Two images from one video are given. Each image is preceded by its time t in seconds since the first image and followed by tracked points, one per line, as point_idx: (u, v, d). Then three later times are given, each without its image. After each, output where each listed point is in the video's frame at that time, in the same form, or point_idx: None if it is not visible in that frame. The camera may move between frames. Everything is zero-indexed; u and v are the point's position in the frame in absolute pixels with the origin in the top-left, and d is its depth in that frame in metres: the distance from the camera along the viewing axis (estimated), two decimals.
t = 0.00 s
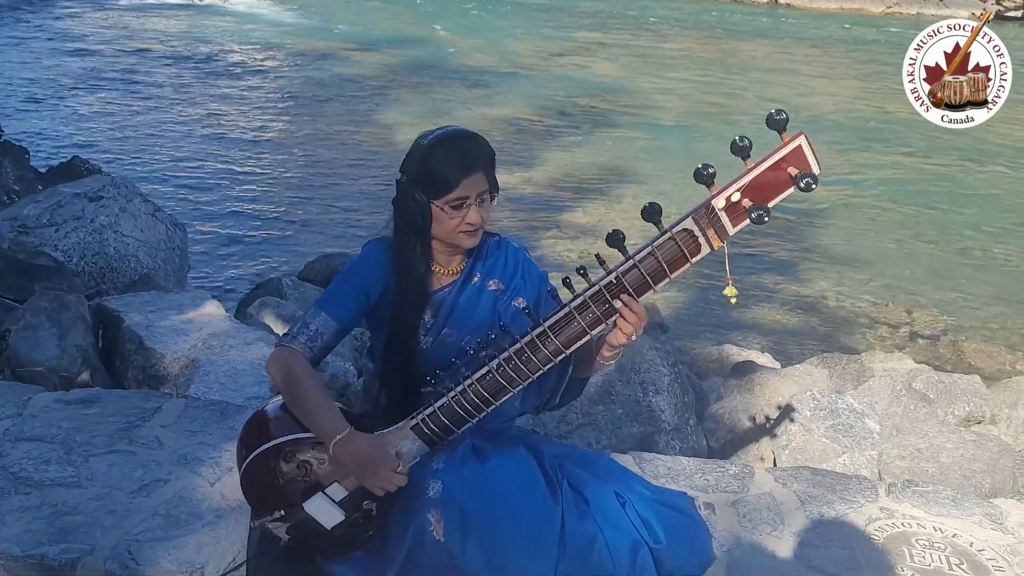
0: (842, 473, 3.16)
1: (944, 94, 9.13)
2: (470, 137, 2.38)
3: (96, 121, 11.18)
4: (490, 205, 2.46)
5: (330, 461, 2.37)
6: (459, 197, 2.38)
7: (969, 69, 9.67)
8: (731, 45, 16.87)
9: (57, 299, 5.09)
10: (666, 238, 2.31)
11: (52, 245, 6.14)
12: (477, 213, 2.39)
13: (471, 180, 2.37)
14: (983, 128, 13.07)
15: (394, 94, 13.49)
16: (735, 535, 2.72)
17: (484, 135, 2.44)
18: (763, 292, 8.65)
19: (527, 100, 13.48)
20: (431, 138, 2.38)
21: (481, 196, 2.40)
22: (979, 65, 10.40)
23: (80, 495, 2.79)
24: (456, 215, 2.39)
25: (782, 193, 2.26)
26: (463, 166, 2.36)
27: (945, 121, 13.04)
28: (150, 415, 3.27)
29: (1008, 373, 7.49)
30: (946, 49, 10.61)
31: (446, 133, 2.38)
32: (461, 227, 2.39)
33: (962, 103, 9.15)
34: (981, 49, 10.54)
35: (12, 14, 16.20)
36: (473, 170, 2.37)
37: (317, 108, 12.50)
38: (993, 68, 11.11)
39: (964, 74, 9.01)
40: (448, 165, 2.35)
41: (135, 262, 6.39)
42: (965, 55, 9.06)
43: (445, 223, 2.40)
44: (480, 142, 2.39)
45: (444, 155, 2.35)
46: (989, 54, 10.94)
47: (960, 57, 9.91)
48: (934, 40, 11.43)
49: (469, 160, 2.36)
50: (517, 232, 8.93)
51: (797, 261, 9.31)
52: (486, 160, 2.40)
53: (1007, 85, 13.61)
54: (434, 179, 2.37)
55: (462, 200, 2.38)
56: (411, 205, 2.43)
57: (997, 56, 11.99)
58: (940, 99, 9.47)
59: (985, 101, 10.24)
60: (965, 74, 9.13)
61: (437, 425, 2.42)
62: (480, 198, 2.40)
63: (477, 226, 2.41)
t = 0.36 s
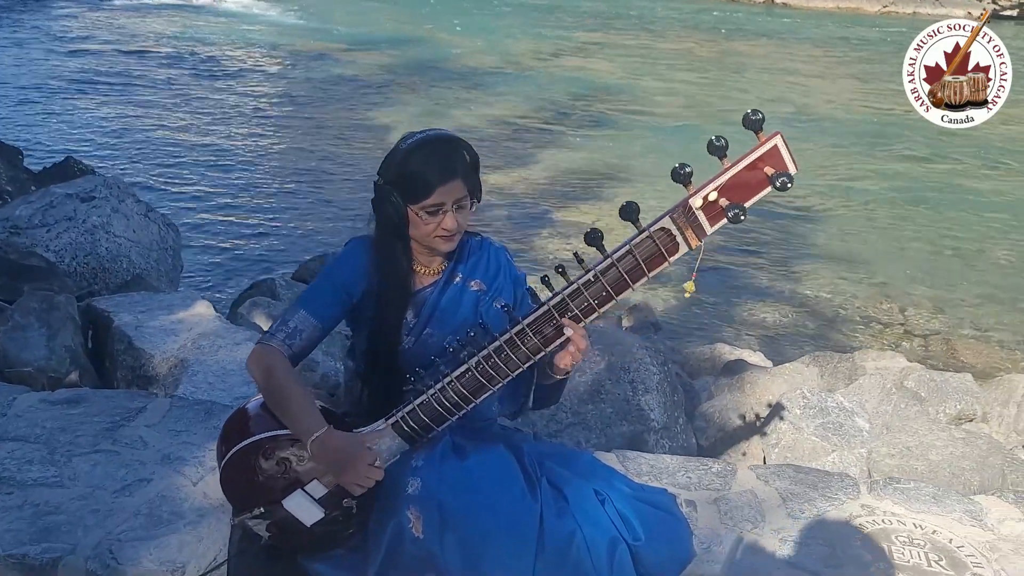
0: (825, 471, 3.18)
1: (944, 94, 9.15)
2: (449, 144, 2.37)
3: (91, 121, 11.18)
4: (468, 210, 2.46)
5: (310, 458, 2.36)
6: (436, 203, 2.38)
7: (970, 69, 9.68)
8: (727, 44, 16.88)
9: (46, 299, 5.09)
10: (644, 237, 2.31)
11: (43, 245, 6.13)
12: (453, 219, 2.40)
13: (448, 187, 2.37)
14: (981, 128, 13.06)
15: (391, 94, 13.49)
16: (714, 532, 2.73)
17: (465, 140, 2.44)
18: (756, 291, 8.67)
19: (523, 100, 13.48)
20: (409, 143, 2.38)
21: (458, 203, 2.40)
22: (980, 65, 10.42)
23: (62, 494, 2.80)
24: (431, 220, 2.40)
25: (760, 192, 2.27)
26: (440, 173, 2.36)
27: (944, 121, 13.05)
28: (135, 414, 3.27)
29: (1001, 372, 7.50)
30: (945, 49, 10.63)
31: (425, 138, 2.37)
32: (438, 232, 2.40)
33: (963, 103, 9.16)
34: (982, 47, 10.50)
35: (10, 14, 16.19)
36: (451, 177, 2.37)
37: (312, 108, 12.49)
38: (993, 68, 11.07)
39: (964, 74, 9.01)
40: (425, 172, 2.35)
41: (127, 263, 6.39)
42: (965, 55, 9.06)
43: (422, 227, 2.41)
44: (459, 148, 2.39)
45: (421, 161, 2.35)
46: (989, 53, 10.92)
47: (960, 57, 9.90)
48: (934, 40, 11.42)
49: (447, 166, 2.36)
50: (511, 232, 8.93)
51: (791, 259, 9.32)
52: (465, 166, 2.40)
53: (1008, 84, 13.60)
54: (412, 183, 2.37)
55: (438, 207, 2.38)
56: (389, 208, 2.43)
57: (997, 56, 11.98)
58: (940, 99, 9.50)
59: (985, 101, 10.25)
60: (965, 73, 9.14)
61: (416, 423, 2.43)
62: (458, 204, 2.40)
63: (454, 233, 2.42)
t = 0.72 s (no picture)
0: (805, 468, 3.20)
1: (944, 94, 9.18)
2: (423, 155, 2.36)
3: (87, 122, 11.20)
4: (442, 217, 2.46)
5: (284, 456, 2.38)
6: (406, 214, 2.38)
7: (971, 69, 9.68)
8: (724, 43, 16.89)
9: (34, 300, 5.10)
10: (616, 233, 2.33)
11: (35, 246, 6.14)
12: (424, 230, 2.41)
13: (420, 199, 2.37)
14: (980, 126, 13.06)
15: (387, 94, 13.49)
16: (690, 529, 2.75)
17: (442, 148, 2.42)
18: (749, 289, 8.68)
19: (519, 100, 13.49)
20: (384, 151, 2.37)
21: (429, 214, 2.40)
22: (982, 65, 10.43)
23: (42, 493, 2.81)
24: (402, 229, 2.41)
25: (730, 189, 2.28)
26: (412, 184, 2.35)
27: (946, 121, 13.06)
28: (117, 413, 3.29)
29: (996, 370, 7.49)
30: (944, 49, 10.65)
31: (399, 147, 2.36)
32: (409, 241, 2.41)
33: (962, 102, 9.14)
34: (982, 47, 10.38)
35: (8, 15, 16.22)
36: (423, 188, 2.36)
37: (308, 109, 12.50)
38: (993, 67, 11.03)
39: (964, 74, 9.01)
40: (396, 182, 2.35)
41: (119, 263, 6.40)
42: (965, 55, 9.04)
43: (394, 234, 2.42)
44: (433, 159, 2.37)
45: (393, 171, 2.35)
46: (988, 54, 10.87)
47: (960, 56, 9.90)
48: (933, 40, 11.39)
49: (419, 177, 2.35)
50: (505, 232, 8.94)
51: (785, 258, 9.33)
52: (439, 177, 2.39)
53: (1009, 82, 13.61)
54: (383, 192, 2.37)
55: (409, 217, 2.39)
56: (362, 211, 2.45)
57: (996, 56, 11.93)
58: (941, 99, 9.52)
59: (984, 102, 10.26)
60: (964, 73, 9.14)
61: (390, 420, 2.44)
62: (429, 215, 2.40)
63: (425, 242, 2.43)
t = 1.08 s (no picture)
0: (791, 463, 3.23)
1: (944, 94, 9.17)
2: (402, 152, 2.38)
3: (87, 123, 11.20)
4: (422, 214, 2.48)
5: (267, 452, 2.39)
6: (386, 211, 2.41)
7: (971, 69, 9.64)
8: (725, 41, 16.87)
9: (29, 299, 5.07)
10: (596, 230, 2.35)
11: (33, 246, 6.15)
12: (404, 227, 2.43)
13: (400, 197, 2.40)
14: (980, 124, 13.04)
15: (388, 94, 13.50)
16: (675, 524, 2.81)
17: (421, 146, 2.44)
18: (748, 287, 8.68)
19: (519, 100, 13.50)
20: (363, 149, 2.40)
21: (408, 212, 2.43)
22: (982, 65, 10.38)
23: (30, 489, 2.84)
24: (383, 227, 2.43)
25: (709, 185, 2.29)
26: (391, 181, 2.38)
27: (947, 121, 13.02)
28: (106, 411, 3.35)
29: (995, 368, 7.48)
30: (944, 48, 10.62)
31: (378, 145, 2.39)
32: (389, 238, 2.44)
33: (963, 102, 9.14)
34: (982, 47, 10.35)
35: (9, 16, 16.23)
36: (402, 185, 2.39)
37: (309, 109, 12.52)
38: (993, 68, 10.98)
39: (964, 74, 9.00)
40: (376, 179, 2.37)
41: (117, 262, 6.41)
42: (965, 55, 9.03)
43: (374, 232, 2.45)
44: (412, 156, 2.40)
45: (372, 169, 2.37)
46: (988, 53, 10.85)
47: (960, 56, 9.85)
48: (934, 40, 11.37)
49: (399, 175, 2.38)
50: (504, 232, 8.94)
51: (783, 256, 9.33)
52: (418, 174, 2.42)
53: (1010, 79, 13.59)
54: (363, 189, 2.40)
55: (390, 214, 2.41)
56: (342, 209, 2.46)
57: (996, 55, 11.91)
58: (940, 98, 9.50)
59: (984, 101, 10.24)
60: (964, 72, 9.13)
61: (372, 416, 2.47)
62: (409, 212, 2.43)
63: (405, 239, 2.45)
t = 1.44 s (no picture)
0: (781, 457, 3.25)
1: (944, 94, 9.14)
2: (390, 145, 2.39)
3: (91, 122, 11.25)
4: (410, 207, 2.50)
5: (255, 447, 2.41)
6: (375, 202, 2.42)
7: (970, 68, 9.57)
8: (728, 39, 16.84)
9: (28, 296, 5.09)
10: (583, 226, 2.35)
11: (34, 244, 6.15)
12: (392, 220, 2.44)
13: (387, 188, 2.41)
14: (984, 122, 12.99)
15: (390, 94, 13.50)
16: (663, 517, 2.83)
17: (409, 138, 2.45)
18: (748, 285, 8.67)
19: (522, 99, 13.50)
20: (351, 141, 2.40)
21: (397, 204, 2.44)
22: (982, 65, 10.25)
23: (22, 483, 2.89)
24: (371, 219, 2.44)
25: (695, 180, 2.30)
26: (379, 172, 2.39)
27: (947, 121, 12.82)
28: (99, 406, 3.40)
29: (996, 365, 7.47)
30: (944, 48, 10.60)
31: (366, 137, 2.39)
32: (378, 232, 2.45)
33: (963, 102, 9.11)
34: (982, 47, 10.33)
35: (14, 16, 16.27)
36: (390, 177, 2.40)
37: (311, 108, 12.53)
38: (993, 67, 10.82)
39: (964, 73, 8.97)
40: (364, 171, 2.38)
41: (117, 260, 6.42)
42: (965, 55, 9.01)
43: (363, 225, 2.46)
44: (401, 148, 2.40)
45: (360, 160, 2.38)
46: (988, 53, 10.79)
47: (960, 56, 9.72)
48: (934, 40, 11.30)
49: (388, 167, 2.39)
50: (504, 231, 8.95)
51: (785, 254, 9.32)
52: (406, 168, 2.42)
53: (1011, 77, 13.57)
54: (351, 181, 2.40)
55: (378, 206, 2.42)
56: (331, 202, 2.47)
57: (997, 56, 11.87)
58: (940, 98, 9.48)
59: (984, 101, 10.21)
60: (964, 73, 9.12)
61: (359, 410, 2.46)
62: (397, 205, 2.44)
63: (394, 232, 2.46)
